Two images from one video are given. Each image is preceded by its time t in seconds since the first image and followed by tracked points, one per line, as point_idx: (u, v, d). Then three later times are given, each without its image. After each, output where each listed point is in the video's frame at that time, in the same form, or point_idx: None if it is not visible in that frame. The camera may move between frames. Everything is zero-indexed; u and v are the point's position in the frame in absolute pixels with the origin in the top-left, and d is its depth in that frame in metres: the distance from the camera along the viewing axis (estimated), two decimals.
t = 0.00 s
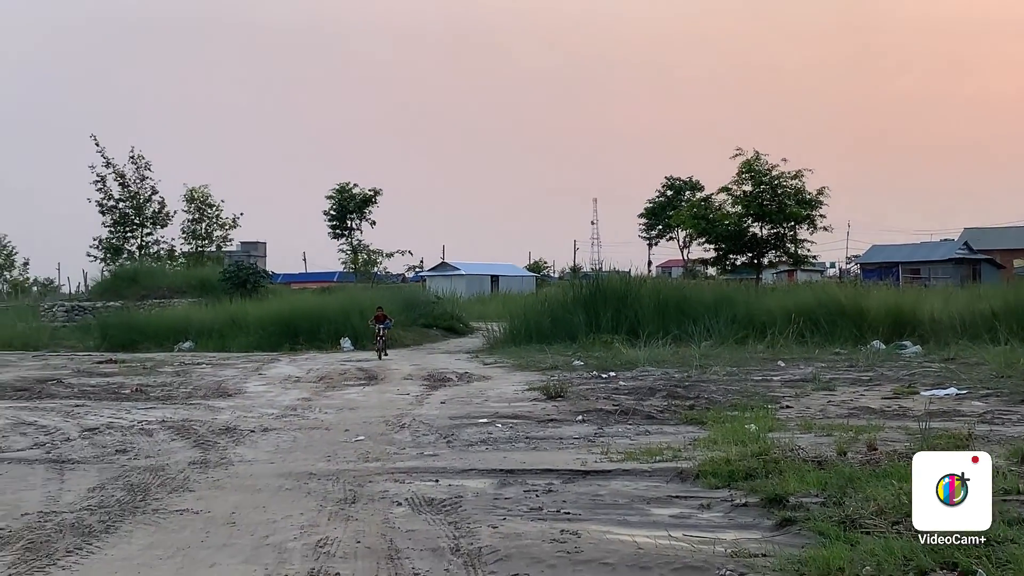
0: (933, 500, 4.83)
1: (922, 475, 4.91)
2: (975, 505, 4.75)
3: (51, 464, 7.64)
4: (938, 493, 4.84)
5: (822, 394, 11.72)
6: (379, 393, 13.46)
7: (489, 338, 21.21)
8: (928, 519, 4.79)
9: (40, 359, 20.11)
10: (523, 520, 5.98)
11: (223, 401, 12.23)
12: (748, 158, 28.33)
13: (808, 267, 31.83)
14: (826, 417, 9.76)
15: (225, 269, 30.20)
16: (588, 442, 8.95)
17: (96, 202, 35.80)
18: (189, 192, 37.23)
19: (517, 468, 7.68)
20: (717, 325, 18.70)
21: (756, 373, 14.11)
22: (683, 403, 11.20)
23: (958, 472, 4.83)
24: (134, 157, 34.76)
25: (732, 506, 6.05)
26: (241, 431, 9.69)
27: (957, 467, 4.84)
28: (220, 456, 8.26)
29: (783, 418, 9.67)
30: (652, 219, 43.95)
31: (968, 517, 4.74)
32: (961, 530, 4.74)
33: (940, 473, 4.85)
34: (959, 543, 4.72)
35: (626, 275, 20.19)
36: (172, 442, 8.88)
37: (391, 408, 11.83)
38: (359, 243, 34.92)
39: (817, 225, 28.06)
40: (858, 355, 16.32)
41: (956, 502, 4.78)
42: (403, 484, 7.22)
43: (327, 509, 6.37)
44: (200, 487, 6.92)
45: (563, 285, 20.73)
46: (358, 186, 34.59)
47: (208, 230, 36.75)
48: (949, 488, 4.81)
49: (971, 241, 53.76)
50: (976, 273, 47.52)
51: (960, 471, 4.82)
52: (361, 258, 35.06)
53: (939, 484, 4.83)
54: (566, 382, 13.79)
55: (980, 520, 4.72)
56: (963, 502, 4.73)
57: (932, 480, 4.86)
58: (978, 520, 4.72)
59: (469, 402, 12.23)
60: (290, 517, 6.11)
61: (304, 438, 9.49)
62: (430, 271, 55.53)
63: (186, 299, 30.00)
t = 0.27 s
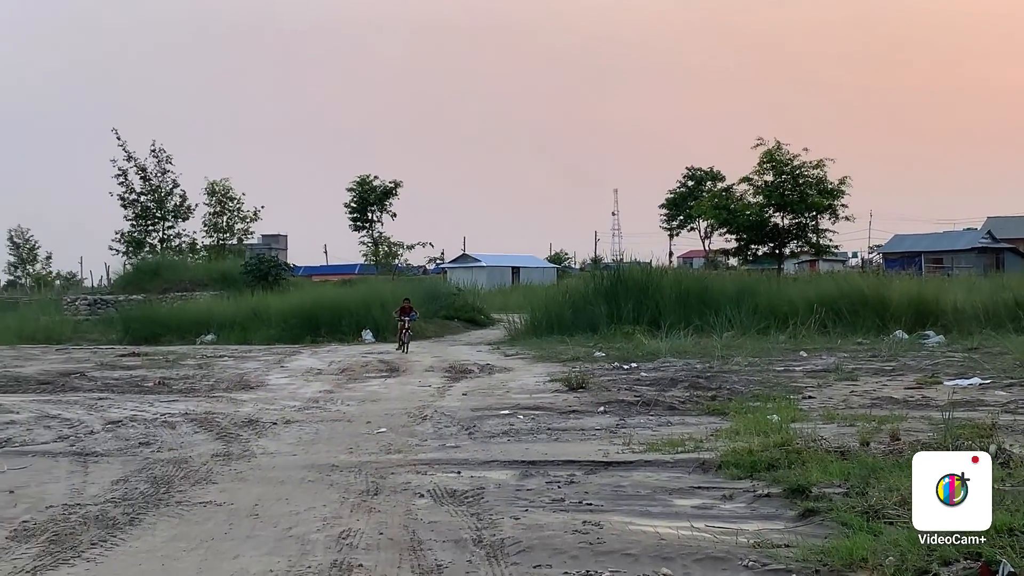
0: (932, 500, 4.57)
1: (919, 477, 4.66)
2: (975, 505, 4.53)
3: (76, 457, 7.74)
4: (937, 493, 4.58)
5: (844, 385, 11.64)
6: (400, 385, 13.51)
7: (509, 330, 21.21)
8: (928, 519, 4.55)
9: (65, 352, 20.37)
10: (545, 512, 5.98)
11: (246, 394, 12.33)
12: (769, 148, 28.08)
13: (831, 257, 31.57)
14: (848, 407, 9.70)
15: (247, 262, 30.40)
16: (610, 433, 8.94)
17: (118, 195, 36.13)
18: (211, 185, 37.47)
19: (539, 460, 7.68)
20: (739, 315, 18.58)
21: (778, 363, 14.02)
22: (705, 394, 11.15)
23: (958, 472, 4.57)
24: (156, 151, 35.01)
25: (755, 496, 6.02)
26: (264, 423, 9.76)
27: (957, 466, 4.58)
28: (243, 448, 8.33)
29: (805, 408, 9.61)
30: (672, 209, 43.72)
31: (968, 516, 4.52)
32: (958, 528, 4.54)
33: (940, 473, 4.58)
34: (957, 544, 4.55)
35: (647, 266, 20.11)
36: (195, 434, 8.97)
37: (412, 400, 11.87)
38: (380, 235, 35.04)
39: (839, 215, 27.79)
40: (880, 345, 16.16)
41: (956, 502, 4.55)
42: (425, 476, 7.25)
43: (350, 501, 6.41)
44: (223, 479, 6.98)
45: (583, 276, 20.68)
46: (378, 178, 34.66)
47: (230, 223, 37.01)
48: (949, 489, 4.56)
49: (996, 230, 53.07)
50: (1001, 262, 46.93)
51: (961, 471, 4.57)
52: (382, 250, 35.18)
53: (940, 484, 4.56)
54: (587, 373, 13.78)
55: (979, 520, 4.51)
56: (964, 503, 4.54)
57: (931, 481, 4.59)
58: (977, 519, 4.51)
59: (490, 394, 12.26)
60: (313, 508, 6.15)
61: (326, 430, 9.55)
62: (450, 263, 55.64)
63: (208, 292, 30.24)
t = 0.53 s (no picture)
0: (931, 499, 4.50)
1: (919, 476, 4.59)
2: (976, 505, 4.43)
3: (90, 448, 7.81)
4: (937, 493, 4.50)
5: (857, 373, 11.60)
6: (412, 375, 13.55)
7: (521, 320, 21.20)
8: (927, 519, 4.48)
9: (80, 343, 20.52)
10: (557, 501, 5.99)
11: (258, 384, 12.39)
12: (781, 136, 27.90)
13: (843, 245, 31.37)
14: (861, 395, 9.67)
15: (260, 253, 30.50)
16: (622, 422, 8.95)
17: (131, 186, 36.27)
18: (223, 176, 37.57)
19: (552, 449, 7.69)
20: (751, 305, 18.51)
21: (790, 352, 13.98)
22: (717, 383, 11.14)
23: (959, 472, 4.50)
24: (168, 142, 35.09)
25: (767, 485, 6.01)
26: (276, 414, 9.81)
27: (957, 466, 4.51)
28: (256, 439, 8.38)
29: (818, 397, 9.59)
30: (684, 198, 43.54)
31: (968, 516, 4.42)
32: (960, 529, 4.43)
33: (939, 472, 4.51)
34: (958, 545, 4.43)
35: (659, 255, 20.05)
36: (208, 424, 9.03)
37: (424, 390, 11.91)
38: (391, 226, 35.08)
39: (851, 203, 27.61)
40: (893, 334, 16.07)
41: (956, 502, 4.46)
42: (437, 465, 7.27)
43: (363, 491, 6.43)
44: (237, 469, 7.02)
45: (595, 266, 20.64)
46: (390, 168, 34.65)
47: (242, 214, 37.12)
48: (949, 489, 4.47)
49: (1010, 217, 52.62)
50: (1014, 250, 46.55)
51: (961, 471, 4.49)
52: (393, 240, 35.23)
53: (939, 484, 4.48)
54: (599, 362, 13.79)
55: (979, 519, 4.40)
56: (963, 502, 4.45)
57: (929, 480, 4.52)
58: (977, 519, 4.40)
59: (502, 383, 12.28)
60: (327, 498, 6.18)
61: (339, 420, 9.60)
62: (461, 253, 55.66)
63: (221, 283, 30.36)
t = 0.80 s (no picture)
0: (930, 499, 4.35)
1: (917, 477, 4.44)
2: (976, 505, 4.29)
3: (98, 435, 7.84)
4: (936, 493, 4.35)
5: (863, 358, 11.59)
6: (419, 362, 13.58)
7: (527, 307, 21.20)
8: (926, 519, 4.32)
9: (87, 331, 20.59)
10: (564, 486, 6.01)
11: (266, 371, 12.43)
12: (787, 121, 27.75)
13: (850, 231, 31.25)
14: (867, 380, 9.66)
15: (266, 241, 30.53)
16: (629, 408, 8.96)
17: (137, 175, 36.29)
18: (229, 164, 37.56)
19: (558, 435, 7.70)
20: (757, 291, 18.48)
21: (797, 338, 13.97)
22: (724, 368, 11.14)
23: (958, 472, 4.36)
24: (173, 130, 35.09)
25: (774, 470, 6.01)
26: (284, 401, 9.85)
27: (956, 466, 4.37)
28: (264, 426, 8.41)
29: (824, 382, 9.58)
30: (690, 184, 43.39)
31: (968, 516, 4.27)
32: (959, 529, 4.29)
33: (938, 472, 4.37)
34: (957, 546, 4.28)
35: (665, 242, 20.01)
36: (216, 411, 9.06)
37: (431, 377, 11.93)
38: (397, 213, 35.07)
39: (858, 188, 27.48)
40: (900, 319, 16.03)
41: (955, 502, 4.31)
42: (444, 452, 7.29)
43: (370, 477, 6.46)
44: (244, 456, 7.06)
45: (601, 253, 20.61)
46: (396, 155, 34.60)
47: (248, 202, 37.14)
48: (948, 489, 4.33)
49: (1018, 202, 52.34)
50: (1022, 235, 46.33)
51: (961, 471, 4.36)
52: (400, 228, 35.24)
53: (939, 484, 4.34)
54: (606, 348, 13.80)
55: (979, 520, 4.26)
56: (963, 502, 4.30)
57: (929, 479, 4.38)
58: (977, 519, 4.26)
59: (509, 370, 12.31)
60: (334, 485, 6.21)
61: (346, 406, 9.63)
62: (467, 241, 55.65)
63: (227, 271, 30.41)
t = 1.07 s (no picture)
0: (930, 499, 4.22)
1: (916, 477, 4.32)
2: (976, 505, 4.17)
3: (103, 420, 7.87)
4: (936, 493, 4.23)
5: (869, 343, 11.57)
6: (425, 347, 13.60)
7: (533, 292, 21.17)
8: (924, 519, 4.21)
9: (93, 317, 20.65)
10: (569, 471, 6.01)
11: (271, 357, 12.47)
12: (793, 106, 27.58)
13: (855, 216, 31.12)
14: (872, 365, 9.65)
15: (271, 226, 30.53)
16: (634, 393, 8.97)
17: (142, 160, 36.28)
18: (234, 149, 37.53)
19: (563, 420, 7.71)
20: (762, 276, 18.41)
21: (802, 322, 13.94)
22: (729, 353, 11.13)
23: (958, 472, 4.26)
24: (179, 116, 35.04)
25: (778, 455, 6.00)
26: (289, 386, 9.88)
27: (956, 466, 4.27)
28: (269, 411, 8.44)
29: (830, 367, 9.57)
30: (696, 169, 43.23)
31: (968, 516, 4.16)
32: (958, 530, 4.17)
33: (939, 471, 4.26)
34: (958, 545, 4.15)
35: (671, 226, 19.96)
36: (221, 397, 9.09)
37: (436, 362, 11.94)
38: (403, 198, 35.03)
39: (864, 173, 27.35)
40: (905, 304, 15.97)
41: (955, 502, 4.20)
42: (449, 437, 7.30)
43: (375, 462, 6.47)
44: (250, 441, 7.08)
45: (607, 238, 20.56)
46: (401, 140, 34.50)
47: (253, 187, 37.13)
48: (949, 488, 4.21)
49: None
50: None
51: (961, 470, 4.25)
52: (405, 213, 35.21)
53: (940, 483, 4.22)
54: (611, 333, 13.80)
55: (978, 520, 4.15)
56: (963, 503, 4.19)
57: (929, 479, 4.26)
58: (977, 520, 4.15)
59: (514, 355, 12.32)
60: (339, 470, 6.22)
61: (351, 392, 9.65)
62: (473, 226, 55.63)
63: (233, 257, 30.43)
